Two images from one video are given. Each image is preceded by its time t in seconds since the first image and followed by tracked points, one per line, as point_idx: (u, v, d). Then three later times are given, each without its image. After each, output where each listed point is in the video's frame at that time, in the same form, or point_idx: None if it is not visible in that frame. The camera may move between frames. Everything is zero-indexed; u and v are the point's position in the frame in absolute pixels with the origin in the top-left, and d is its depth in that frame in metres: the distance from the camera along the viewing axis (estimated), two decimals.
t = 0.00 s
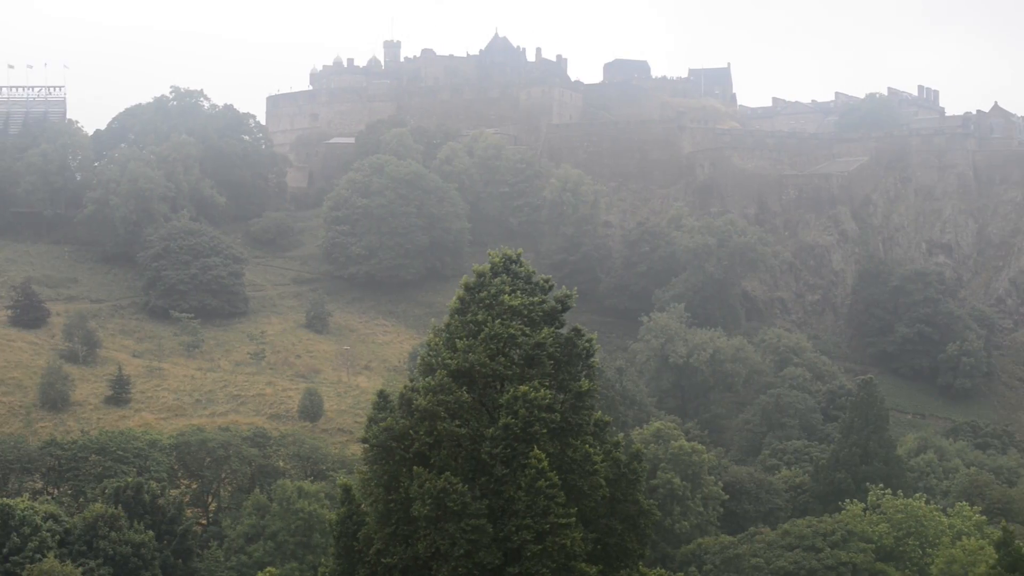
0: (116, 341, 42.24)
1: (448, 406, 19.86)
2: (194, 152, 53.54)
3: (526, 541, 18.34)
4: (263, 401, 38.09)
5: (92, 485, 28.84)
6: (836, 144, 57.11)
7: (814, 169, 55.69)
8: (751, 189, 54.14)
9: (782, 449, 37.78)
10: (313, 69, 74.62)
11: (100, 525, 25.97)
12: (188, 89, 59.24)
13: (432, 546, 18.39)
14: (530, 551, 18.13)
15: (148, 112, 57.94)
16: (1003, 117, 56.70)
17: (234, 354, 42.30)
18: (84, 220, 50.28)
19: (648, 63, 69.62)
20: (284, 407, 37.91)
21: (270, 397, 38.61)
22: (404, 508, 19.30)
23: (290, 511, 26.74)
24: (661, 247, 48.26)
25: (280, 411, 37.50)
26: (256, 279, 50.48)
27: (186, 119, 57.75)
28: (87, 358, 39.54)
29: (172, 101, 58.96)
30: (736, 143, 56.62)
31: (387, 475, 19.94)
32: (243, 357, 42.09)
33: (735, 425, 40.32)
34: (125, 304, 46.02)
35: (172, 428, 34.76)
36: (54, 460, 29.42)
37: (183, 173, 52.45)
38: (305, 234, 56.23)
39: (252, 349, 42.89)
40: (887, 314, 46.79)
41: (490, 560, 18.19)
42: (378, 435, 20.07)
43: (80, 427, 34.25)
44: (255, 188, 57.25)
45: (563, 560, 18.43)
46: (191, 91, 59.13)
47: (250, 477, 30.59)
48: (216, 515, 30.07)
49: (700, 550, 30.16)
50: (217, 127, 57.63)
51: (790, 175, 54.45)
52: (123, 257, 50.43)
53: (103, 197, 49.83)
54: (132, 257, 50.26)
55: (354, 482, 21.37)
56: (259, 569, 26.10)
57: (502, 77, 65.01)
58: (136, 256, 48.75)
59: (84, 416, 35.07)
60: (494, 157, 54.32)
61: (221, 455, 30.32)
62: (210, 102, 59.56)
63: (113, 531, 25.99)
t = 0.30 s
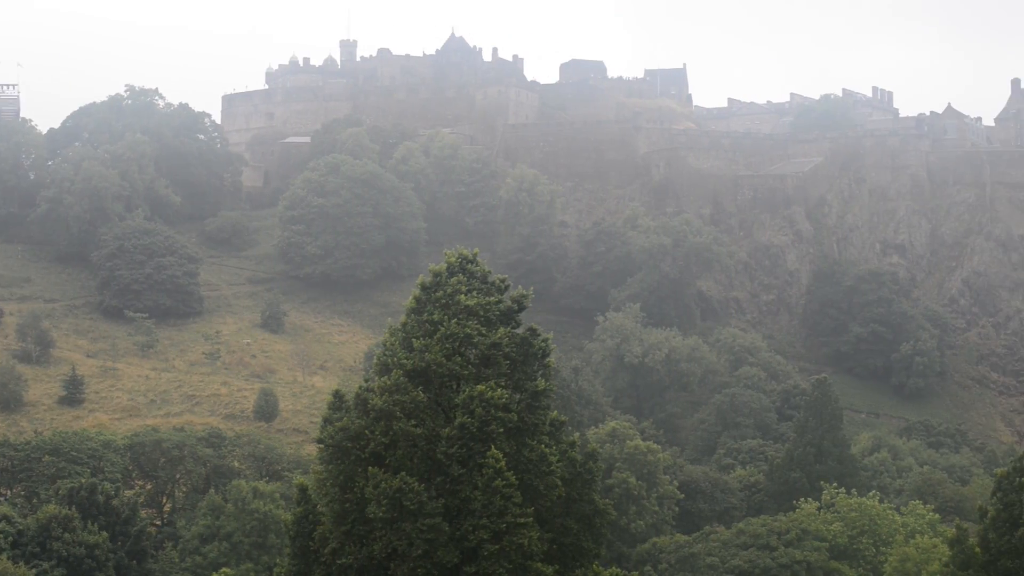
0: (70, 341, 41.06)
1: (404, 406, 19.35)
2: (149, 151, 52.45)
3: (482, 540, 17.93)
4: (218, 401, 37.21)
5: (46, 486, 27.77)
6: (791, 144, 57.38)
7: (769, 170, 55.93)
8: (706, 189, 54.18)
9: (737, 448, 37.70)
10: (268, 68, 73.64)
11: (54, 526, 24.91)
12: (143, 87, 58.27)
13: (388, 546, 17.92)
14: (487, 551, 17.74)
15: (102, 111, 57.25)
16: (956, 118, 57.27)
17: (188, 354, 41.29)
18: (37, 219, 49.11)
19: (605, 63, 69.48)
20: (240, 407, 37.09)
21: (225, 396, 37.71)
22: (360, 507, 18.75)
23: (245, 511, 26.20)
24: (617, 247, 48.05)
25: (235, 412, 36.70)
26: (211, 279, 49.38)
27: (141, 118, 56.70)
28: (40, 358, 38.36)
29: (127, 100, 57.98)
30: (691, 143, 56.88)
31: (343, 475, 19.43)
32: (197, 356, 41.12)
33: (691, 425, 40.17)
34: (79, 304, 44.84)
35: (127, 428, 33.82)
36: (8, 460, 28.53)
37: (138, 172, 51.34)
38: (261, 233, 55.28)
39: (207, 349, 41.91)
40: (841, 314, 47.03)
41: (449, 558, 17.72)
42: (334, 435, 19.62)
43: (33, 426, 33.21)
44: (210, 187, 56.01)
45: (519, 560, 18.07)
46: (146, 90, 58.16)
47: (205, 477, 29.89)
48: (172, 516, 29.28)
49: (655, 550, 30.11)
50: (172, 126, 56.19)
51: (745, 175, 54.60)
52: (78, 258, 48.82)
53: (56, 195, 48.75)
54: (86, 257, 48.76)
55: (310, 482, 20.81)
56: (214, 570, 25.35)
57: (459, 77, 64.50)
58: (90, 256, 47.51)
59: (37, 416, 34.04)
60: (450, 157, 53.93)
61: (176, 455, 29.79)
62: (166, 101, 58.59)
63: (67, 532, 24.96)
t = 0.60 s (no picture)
0: (22, 341, 39.72)
1: (359, 406, 18.72)
2: (103, 151, 51.14)
3: (437, 540, 17.42)
4: (173, 401, 36.26)
5: None
6: (745, 144, 57.52)
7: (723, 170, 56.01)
8: (660, 189, 54.12)
9: (692, 447, 37.53)
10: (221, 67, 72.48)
11: (6, 526, 23.86)
12: (96, 86, 56.72)
13: (343, 547, 17.32)
14: (442, 550, 17.22)
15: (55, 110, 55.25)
16: (908, 120, 57.77)
17: (142, 354, 40.21)
18: None
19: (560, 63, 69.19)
20: (194, 408, 36.05)
21: (179, 396, 36.74)
22: (315, 507, 18.05)
23: (200, 511, 25.46)
24: (572, 247, 47.76)
25: (188, 411, 35.69)
26: (166, 279, 48.20)
27: (95, 116, 55.20)
28: None
29: (80, 98, 56.35)
30: (645, 143, 56.69)
31: (297, 476, 18.65)
32: (151, 356, 40.04)
33: (646, 424, 39.86)
34: (31, 304, 43.48)
35: (81, 428, 32.74)
36: None
37: (92, 172, 50.04)
38: (216, 233, 54.05)
39: (160, 349, 40.81)
40: (795, 314, 47.14)
41: (405, 557, 17.26)
42: (288, 436, 18.78)
43: None
44: (164, 186, 54.75)
45: (474, 559, 17.60)
46: (100, 89, 56.66)
47: (159, 477, 28.84)
48: (125, 516, 28.16)
49: (610, 550, 29.87)
50: (125, 126, 54.83)
51: (700, 176, 54.61)
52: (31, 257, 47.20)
53: (7, 195, 47.18)
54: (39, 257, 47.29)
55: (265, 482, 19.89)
56: (167, 572, 24.52)
57: (413, 77, 63.82)
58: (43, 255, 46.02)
59: None
60: (405, 156, 53.04)
61: (130, 455, 28.80)
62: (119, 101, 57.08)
63: (19, 533, 23.91)
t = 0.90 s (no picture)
0: None
1: (313, 406, 18.18)
2: (55, 149, 50.19)
3: (391, 539, 17.08)
4: (126, 401, 35.47)
5: None
6: (699, 145, 57.71)
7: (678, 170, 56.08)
8: (615, 189, 54.03)
9: (646, 446, 37.43)
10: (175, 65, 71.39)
11: None
12: (49, 84, 55.22)
13: (298, 547, 16.89)
14: (396, 549, 16.91)
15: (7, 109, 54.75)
16: (862, 120, 58.27)
17: (95, 354, 39.20)
18: None
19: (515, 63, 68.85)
20: (146, 408, 35.27)
21: (133, 397, 35.90)
22: (269, 507, 17.61)
23: (152, 512, 25.12)
24: (527, 246, 47.40)
25: (140, 412, 34.93)
26: (118, 279, 47.07)
27: (48, 114, 54.17)
28: None
29: (31, 97, 55.04)
30: (600, 143, 56.55)
31: (251, 476, 18.21)
32: (104, 356, 39.04)
33: (601, 423, 39.58)
34: None
35: (33, 429, 32.12)
36: None
37: (43, 170, 49.09)
38: (169, 233, 52.92)
39: (114, 349, 39.82)
40: (748, 314, 47.28)
41: (359, 556, 16.84)
42: (241, 434, 18.35)
43: None
44: (118, 185, 53.33)
45: (427, 558, 17.26)
46: (52, 87, 55.14)
47: (112, 478, 28.23)
48: (78, 517, 27.42)
49: (564, 548, 29.73)
50: (78, 124, 53.40)
51: (654, 175, 54.58)
52: None
53: None
54: None
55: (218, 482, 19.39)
56: (119, 574, 24.19)
57: (368, 76, 63.07)
58: None
59: None
60: (358, 157, 52.50)
61: (83, 456, 27.89)
62: (72, 99, 55.68)
63: None
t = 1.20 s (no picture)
0: None
1: (267, 406, 17.61)
2: (7, 148, 48.99)
3: (344, 540, 16.62)
4: (79, 402, 34.57)
5: None
6: (654, 144, 57.61)
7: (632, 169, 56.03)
8: (569, 189, 53.73)
9: (601, 446, 37.22)
10: (129, 65, 70.24)
11: None
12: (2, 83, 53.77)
13: (252, 548, 16.39)
14: (350, 550, 16.45)
15: None
16: (815, 120, 58.70)
17: (47, 354, 38.06)
18: None
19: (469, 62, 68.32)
20: (100, 408, 34.40)
21: (86, 397, 35.03)
22: (224, 507, 17.07)
23: (105, 512, 24.63)
24: (482, 246, 46.96)
25: (94, 412, 34.06)
26: (70, 279, 45.83)
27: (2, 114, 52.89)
28: None
29: None
30: (555, 143, 56.29)
31: (205, 476, 17.62)
32: (56, 356, 37.94)
33: (556, 423, 39.28)
34: None
35: None
36: None
37: None
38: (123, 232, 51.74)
39: (66, 349, 38.73)
40: (703, 314, 47.33)
41: (313, 558, 16.37)
42: (195, 434, 17.71)
43: None
44: (71, 185, 51.97)
45: (381, 559, 16.82)
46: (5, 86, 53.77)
47: (65, 479, 27.33)
48: (31, 518, 26.60)
49: (519, 549, 29.11)
50: (31, 124, 52.22)
51: (609, 175, 54.38)
52: None
53: None
54: None
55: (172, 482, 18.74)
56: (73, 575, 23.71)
57: (322, 74, 62.12)
58: None
59: None
60: (313, 156, 51.75)
61: (36, 457, 26.96)
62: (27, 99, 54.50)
63: None
